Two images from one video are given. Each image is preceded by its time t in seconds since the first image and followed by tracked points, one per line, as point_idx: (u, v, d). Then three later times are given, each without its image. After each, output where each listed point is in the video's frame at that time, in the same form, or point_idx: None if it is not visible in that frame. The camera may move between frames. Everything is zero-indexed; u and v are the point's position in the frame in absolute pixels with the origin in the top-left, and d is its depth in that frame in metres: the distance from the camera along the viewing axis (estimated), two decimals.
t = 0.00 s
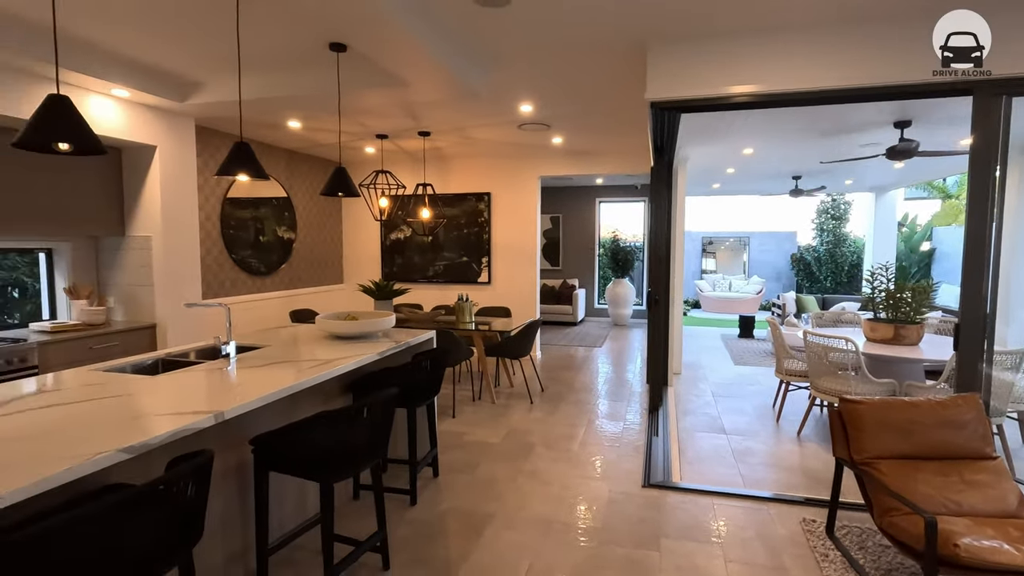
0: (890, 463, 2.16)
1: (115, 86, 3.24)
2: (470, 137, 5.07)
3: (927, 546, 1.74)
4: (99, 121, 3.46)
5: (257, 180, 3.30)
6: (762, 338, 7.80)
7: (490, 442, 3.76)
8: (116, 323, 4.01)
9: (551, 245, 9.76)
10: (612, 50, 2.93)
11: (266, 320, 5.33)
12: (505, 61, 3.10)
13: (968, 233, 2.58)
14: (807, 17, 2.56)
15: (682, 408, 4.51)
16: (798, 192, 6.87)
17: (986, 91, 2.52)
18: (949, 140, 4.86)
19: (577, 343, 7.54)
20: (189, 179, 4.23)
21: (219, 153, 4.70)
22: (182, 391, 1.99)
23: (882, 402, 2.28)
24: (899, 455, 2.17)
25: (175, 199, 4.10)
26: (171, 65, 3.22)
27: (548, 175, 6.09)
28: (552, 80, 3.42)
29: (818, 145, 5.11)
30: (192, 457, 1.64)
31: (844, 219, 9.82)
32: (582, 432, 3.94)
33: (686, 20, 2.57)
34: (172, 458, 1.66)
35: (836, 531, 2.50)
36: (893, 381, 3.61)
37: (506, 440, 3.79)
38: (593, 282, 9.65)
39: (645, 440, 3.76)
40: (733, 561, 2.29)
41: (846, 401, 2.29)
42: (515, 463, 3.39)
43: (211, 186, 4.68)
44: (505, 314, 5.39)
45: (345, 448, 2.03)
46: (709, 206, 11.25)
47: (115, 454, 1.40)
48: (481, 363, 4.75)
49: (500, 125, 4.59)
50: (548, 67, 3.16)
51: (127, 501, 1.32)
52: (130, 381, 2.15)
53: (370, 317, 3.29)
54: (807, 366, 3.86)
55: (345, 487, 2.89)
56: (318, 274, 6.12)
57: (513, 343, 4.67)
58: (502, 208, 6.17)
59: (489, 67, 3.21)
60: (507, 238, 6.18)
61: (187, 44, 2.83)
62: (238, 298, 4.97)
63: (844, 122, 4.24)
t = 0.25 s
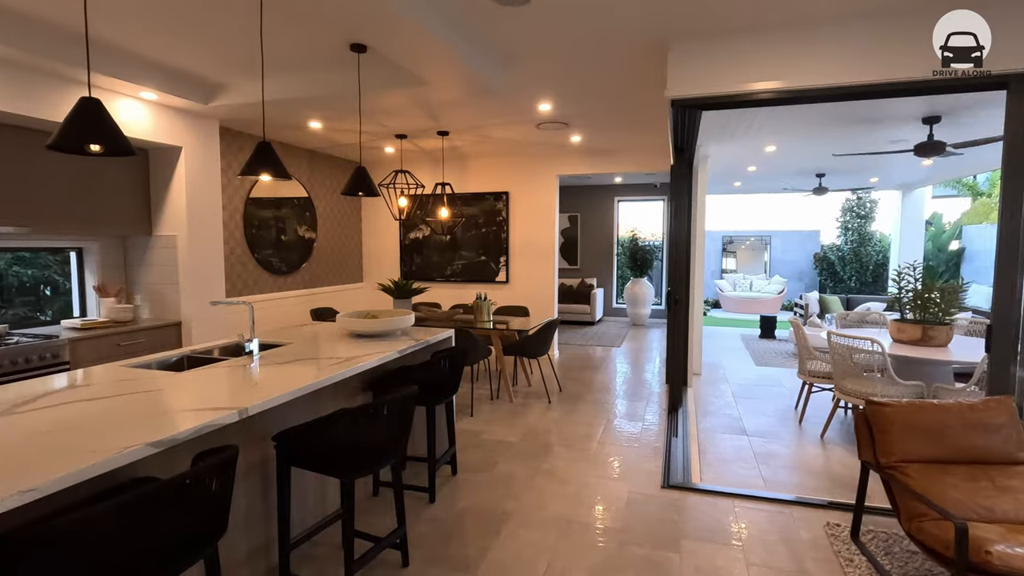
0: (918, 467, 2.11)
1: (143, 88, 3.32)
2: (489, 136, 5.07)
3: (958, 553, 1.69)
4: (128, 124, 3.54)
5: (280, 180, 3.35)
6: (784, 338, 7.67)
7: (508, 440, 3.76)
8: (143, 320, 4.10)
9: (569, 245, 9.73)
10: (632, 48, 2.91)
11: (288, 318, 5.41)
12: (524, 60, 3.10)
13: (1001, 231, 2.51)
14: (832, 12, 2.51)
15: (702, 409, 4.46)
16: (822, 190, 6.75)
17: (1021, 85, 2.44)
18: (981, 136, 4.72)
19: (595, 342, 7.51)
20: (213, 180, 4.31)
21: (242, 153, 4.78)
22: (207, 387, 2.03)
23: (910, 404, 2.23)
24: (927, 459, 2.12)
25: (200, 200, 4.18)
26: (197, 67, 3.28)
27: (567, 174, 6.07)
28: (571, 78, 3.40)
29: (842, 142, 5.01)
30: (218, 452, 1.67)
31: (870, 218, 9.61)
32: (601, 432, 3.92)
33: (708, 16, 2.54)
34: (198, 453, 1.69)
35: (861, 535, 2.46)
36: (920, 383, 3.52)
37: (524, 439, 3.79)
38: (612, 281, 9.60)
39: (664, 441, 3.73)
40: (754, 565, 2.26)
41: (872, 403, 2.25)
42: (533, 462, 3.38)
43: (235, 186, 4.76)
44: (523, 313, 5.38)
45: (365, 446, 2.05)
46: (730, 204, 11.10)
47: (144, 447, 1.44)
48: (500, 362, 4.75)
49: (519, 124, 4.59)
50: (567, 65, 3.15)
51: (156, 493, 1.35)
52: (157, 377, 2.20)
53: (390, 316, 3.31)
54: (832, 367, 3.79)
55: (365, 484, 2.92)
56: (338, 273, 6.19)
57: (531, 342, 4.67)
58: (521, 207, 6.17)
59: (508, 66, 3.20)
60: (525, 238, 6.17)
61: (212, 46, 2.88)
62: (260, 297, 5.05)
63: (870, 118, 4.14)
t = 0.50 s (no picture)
0: (947, 471, 2.06)
1: (170, 90, 3.38)
2: (507, 135, 5.08)
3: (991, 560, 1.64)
4: (156, 126, 3.64)
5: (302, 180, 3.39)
6: (807, 339, 7.55)
7: (526, 440, 3.76)
8: (170, 318, 4.19)
9: (588, 244, 9.69)
10: (653, 45, 2.88)
11: (309, 316, 5.48)
12: (544, 59, 3.09)
13: None
14: (858, 6, 2.46)
15: (722, 410, 4.41)
16: (847, 187, 6.62)
17: None
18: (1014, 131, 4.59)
19: (614, 342, 7.48)
20: (237, 180, 4.38)
21: (265, 154, 4.86)
22: (232, 383, 2.06)
23: (938, 406, 2.17)
24: (956, 463, 2.07)
25: (224, 200, 4.26)
26: (222, 68, 3.33)
27: (585, 173, 6.05)
28: (591, 77, 3.38)
29: (868, 139, 4.90)
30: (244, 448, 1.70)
31: (896, 216, 9.41)
32: (620, 432, 3.90)
33: (730, 12, 2.51)
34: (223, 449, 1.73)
35: (887, 540, 2.40)
36: (950, 385, 3.43)
37: (542, 438, 3.79)
38: (631, 280, 9.54)
39: (684, 441, 3.70)
40: (777, 568, 2.22)
41: (900, 404, 2.20)
42: (552, 462, 3.38)
43: (257, 186, 4.84)
44: (542, 312, 5.38)
45: (386, 443, 2.07)
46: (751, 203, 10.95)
47: (173, 442, 1.47)
48: (518, 361, 4.75)
49: (538, 123, 4.59)
50: (587, 63, 3.14)
51: (184, 488, 1.38)
52: (182, 374, 2.24)
53: (410, 314, 3.34)
54: (857, 369, 3.72)
55: (384, 481, 2.94)
56: (358, 272, 6.25)
57: (550, 341, 4.66)
58: (539, 206, 6.16)
59: (528, 64, 3.20)
60: (544, 237, 6.17)
61: (236, 48, 2.93)
62: (282, 295, 5.13)
63: (898, 113, 4.04)
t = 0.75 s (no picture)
0: (987, 477, 1.99)
1: (203, 93, 3.47)
2: (531, 134, 5.07)
3: None
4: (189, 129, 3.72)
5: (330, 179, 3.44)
6: (837, 340, 7.37)
7: (550, 438, 3.76)
8: (202, 314, 4.30)
9: (611, 243, 9.63)
10: (680, 41, 2.85)
11: (335, 314, 5.56)
12: (569, 57, 3.08)
13: None
14: None
15: (749, 411, 4.34)
16: (880, 184, 6.45)
17: None
18: None
19: (638, 341, 7.42)
20: (266, 180, 4.47)
21: (293, 154, 4.94)
22: (263, 379, 2.11)
23: (978, 410, 2.10)
24: (997, 469, 2.00)
25: (253, 200, 4.35)
26: (253, 71, 3.41)
27: (609, 171, 6.01)
28: (616, 74, 3.36)
29: (903, 134, 4.76)
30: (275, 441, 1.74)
31: (931, 214, 9.00)
32: (644, 433, 3.87)
33: (760, 6, 2.46)
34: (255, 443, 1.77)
35: (923, 547, 2.34)
36: (989, 389, 3.31)
37: (566, 437, 3.78)
38: (655, 279, 9.44)
39: (710, 443, 3.65)
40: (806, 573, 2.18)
41: (936, 408, 2.13)
42: (576, 461, 3.37)
43: (286, 186, 4.93)
44: (565, 311, 5.36)
45: (412, 439, 2.09)
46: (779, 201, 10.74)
47: (207, 435, 1.51)
48: (541, 360, 4.75)
49: (562, 121, 4.57)
50: (612, 61, 3.12)
51: (219, 479, 1.42)
52: (214, 369, 2.30)
53: (434, 312, 3.36)
54: (890, 371, 3.62)
55: (409, 477, 2.97)
56: (383, 270, 6.32)
57: (573, 341, 4.65)
58: (563, 205, 6.14)
59: (553, 63, 3.19)
60: (567, 236, 6.14)
61: (267, 51, 2.99)
62: (309, 293, 5.21)
63: (935, 107, 3.92)
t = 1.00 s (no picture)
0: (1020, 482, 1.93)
1: (228, 95, 3.53)
2: (550, 132, 5.06)
3: None
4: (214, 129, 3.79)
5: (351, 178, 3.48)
6: (862, 340, 7.22)
7: (568, 437, 3.75)
8: (226, 312, 4.39)
9: (630, 241, 9.57)
10: (702, 38, 2.82)
11: (356, 312, 5.62)
12: (589, 54, 3.07)
13: None
14: None
15: (771, 412, 4.28)
16: (907, 181, 6.30)
17: None
18: None
19: (657, 340, 7.36)
20: (289, 179, 4.53)
21: (315, 154, 5.01)
22: (286, 376, 2.14)
23: (1011, 414, 2.03)
24: None
25: (276, 199, 4.41)
26: (276, 72, 3.46)
27: (629, 169, 5.97)
28: (637, 71, 3.33)
29: (932, 130, 4.64)
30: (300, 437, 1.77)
31: (961, 212, 8.79)
32: (664, 433, 3.84)
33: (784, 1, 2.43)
34: (281, 438, 1.80)
35: (952, 554, 2.28)
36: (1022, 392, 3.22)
37: (585, 436, 3.77)
38: (674, 278, 9.36)
39: (731, 443, 3.61)
40: None
41: (968, 411, 2.07)
42: (595, 460, 3.36)
43: (308, 185, 5.00)
44: (584, 310, 5.34)
45: (431, 436, 2.10)
46: (803, 199, 10.56)
47: (233, 430, 1.54)
48: (560, 359, 4.74)
49: (582, 119, 4.55)
50: (633, 59, 3.10)
51: (246, 473, 1.46)
52: (239, 366, 2.34)
53: (454, 310, 3.38)
54: (918, 372, 3.53)
55: (429, 474, 3.00)
56: (402, 268, 6.37)
57: (592, 339, 4.63)
58: (582, 203, 6.12)
59: (573, 60, 3.18)
60: (586, 234, 6.12)
61: (290, 52, 3.03)
62: (330, 291, 5.28)
63: (966, 102, 3.82)
